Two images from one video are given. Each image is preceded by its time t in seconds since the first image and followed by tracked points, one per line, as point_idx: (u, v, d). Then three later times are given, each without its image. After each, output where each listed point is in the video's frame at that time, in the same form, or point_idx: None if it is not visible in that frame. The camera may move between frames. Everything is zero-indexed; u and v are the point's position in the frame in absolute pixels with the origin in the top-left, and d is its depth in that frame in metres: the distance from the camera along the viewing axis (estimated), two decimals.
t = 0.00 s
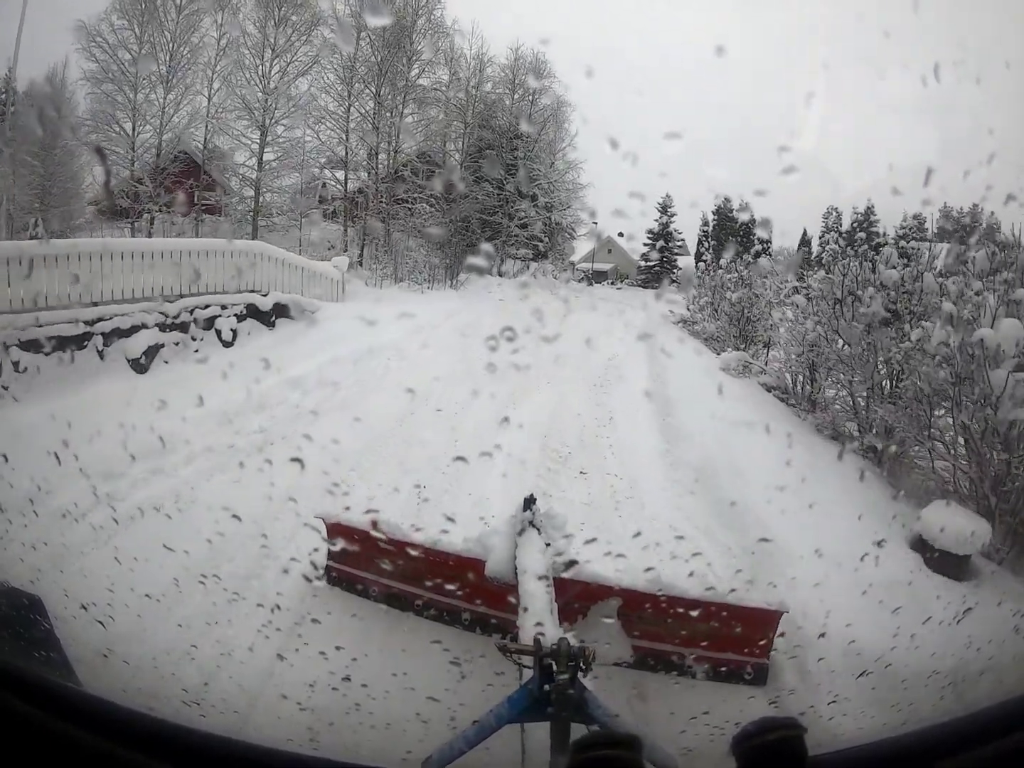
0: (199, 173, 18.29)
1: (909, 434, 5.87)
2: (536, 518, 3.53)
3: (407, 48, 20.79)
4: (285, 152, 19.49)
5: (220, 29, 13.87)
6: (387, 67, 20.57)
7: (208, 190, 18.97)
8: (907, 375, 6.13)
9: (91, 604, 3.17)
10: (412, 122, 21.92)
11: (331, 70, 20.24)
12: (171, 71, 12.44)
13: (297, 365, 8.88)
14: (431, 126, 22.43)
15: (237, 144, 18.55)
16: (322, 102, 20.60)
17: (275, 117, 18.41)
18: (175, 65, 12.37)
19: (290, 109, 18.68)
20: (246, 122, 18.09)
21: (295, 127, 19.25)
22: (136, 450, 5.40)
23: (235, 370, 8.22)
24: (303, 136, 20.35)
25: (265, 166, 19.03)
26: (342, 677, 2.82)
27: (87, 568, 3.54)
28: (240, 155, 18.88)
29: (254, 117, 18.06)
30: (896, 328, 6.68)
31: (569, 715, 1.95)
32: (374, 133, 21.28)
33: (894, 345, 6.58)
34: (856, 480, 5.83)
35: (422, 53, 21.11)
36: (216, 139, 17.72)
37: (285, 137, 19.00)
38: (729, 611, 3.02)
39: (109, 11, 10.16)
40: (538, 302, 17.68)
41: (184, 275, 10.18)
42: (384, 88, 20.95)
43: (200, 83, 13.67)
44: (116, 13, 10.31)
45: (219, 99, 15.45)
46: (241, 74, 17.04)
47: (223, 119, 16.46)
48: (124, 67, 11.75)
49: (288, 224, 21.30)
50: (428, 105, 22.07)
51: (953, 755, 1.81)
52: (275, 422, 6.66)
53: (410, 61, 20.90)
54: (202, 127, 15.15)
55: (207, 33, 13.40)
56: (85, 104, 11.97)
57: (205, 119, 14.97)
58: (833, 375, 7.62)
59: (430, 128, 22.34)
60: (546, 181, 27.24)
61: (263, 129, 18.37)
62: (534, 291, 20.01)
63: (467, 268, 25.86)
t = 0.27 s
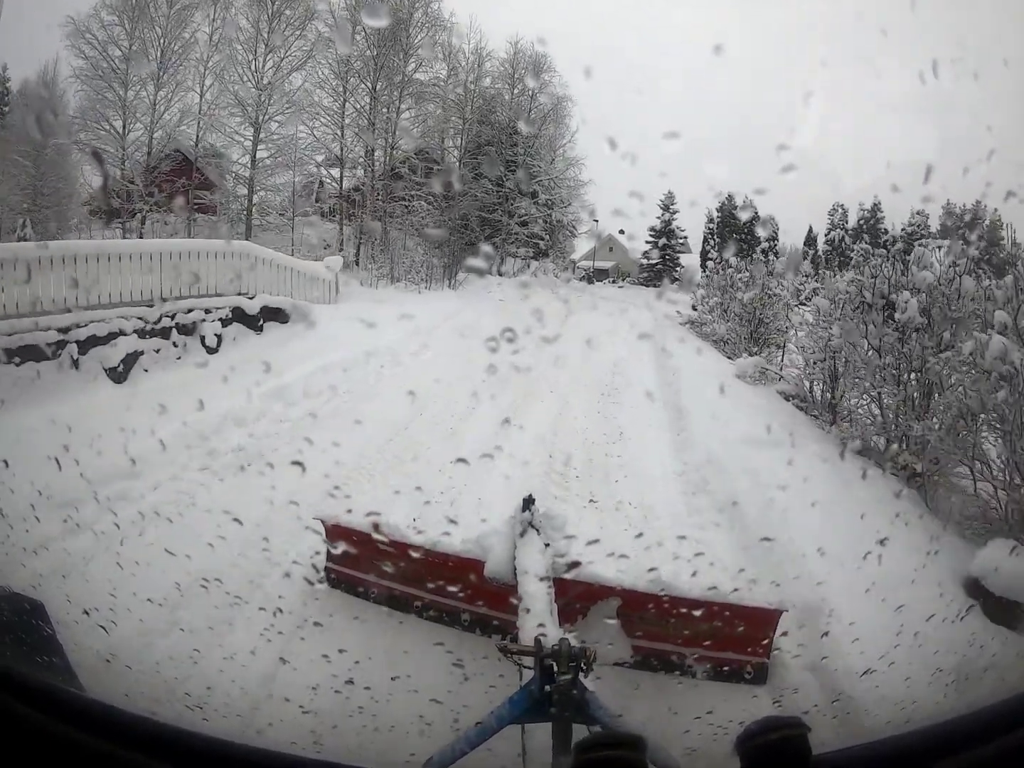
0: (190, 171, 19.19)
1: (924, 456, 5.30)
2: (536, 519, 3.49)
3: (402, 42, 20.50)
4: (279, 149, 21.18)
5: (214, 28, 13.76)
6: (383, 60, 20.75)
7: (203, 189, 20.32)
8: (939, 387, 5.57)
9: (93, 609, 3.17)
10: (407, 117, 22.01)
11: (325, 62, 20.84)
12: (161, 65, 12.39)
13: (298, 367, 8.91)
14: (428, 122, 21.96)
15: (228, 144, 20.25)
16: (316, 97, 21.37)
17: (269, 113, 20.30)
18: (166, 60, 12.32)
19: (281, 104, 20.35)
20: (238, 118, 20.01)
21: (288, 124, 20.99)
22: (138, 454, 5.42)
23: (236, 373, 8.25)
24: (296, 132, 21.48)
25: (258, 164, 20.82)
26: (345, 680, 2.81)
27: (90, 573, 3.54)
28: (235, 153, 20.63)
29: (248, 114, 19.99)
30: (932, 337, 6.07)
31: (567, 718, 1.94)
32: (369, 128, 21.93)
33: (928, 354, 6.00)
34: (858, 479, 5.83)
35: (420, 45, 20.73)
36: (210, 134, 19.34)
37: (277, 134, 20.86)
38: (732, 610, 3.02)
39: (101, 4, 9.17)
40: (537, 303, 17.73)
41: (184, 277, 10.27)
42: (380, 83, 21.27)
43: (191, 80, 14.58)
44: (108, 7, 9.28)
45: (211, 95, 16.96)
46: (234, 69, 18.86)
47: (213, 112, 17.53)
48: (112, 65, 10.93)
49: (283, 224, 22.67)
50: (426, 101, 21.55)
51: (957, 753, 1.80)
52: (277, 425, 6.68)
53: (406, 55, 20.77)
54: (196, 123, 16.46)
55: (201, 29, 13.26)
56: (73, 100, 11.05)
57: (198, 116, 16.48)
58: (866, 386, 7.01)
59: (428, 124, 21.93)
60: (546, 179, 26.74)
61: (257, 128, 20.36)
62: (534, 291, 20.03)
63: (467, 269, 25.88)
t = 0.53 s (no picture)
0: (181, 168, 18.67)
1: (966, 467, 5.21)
2: (529, 518, 3.53)
3: (399, 36, 20.24)
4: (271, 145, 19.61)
5: (205, 21, 13.57)
6: (380, 54, 20.08)
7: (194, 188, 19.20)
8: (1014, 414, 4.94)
9: (92, 608, 3.17)
10: (405, 114, 21.49)
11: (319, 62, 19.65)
12: (151, 61, 12.35)
13: (297, 366, 8.91)
14: (426, 117, 21.83)
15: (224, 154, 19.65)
16: (310, 93, 20.01)
17: (262, 109, 18.78)
18: (156, 55, 12.21)
19: (277, 100, 18.95)
20: (230, 113, 18.38)
21: (281, 120, 19.44)
22: (138, 453, 5.41)
23: (235, 372, 8.24)
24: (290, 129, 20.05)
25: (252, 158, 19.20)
26: (344, 679, 2.81)
27: (88, 572, 3.54)
28: (226, 149, 19.04)
29: (240, 110, 18.43)
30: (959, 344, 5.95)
31: (549, 720, 1.92)
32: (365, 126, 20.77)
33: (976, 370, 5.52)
34: (857, 478, 5.82)
35: (415, 38, 20.58)
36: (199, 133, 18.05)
37: (271, 130, 19.30)
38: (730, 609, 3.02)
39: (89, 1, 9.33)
40: (537, 302, 17.72)
41: (184, 277, 10.29)
42: (376, 78, 20.53)
43: (181, 74, 14.77)
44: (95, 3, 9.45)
45: (202, 92, 17.07)
46: (225, 64, 17.52)
47: (207, 111, 17.46)
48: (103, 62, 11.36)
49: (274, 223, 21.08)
50: (422, 95, 21.57)
51: (955, 754, 1.80)
52: (276, 423, 6.68)
53: (403, 49, 20.45)
54: (189, 119, 17.00)
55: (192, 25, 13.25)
56: (62, 98, 11.62)
57: (189, 112, 16.78)
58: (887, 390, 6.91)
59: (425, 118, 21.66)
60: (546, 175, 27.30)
61: (250, 123, 18.74)
62: (534, 290, 20.01)
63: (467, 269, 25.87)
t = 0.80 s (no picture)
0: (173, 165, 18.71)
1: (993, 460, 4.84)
2: (525, 515, 3.55)
3: (396, 29, 19.49)
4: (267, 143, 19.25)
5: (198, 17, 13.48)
6: (376, 47, 19.42)
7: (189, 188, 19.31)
8: None
9: (91, 610, 3.16)
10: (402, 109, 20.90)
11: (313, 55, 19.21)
12: (140, 57, 12.49)
13: (295, 366, 8.90)
14: (423, 112, 21.25)
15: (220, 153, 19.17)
16: (304, 88, 19.72)
17: (256, 104, 18.38)
18: (147, 50, 12.34)
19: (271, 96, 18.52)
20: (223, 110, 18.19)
21: (275, 116, 19.07)
22: (136, 455, 5.40)
23: (233, 373, 8.24)
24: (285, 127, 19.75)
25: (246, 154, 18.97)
26: (345, 679, 2.81)
27: (87, 574, 3.53)
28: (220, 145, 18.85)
29: (233, 105, 18.12)
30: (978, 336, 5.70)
31: (548, 718, 1.94)
32: (361, 122, 20.31)
33: None
34: (856, 475, 5.83)
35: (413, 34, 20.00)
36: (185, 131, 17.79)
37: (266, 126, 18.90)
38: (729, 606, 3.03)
39: None
40: (535, 300, 17.71)
41: (181, 279, 10.29)
42: (372, 73, 19.93)
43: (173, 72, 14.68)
44: None
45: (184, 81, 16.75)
46: (218, 58, 17.45)
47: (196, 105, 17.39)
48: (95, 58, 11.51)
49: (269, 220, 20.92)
50: (421, 90, 20.92)
51: (954, 749, 1.80)
52: (275, 424, 6.67)
53: (401, 45, 19.90)
54: (180, 116, 17.28)
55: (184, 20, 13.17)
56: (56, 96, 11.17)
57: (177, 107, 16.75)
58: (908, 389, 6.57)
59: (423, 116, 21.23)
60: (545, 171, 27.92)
61: (243, 118, 18.42)
62: (532, 289, 20.00)
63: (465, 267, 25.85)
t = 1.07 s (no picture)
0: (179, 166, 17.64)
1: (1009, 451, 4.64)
2: (524, 518, 3.56)
3: (395, 21, 19.84)
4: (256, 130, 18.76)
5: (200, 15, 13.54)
6: (375, 41, 19.84)
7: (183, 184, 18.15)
8: None
9: (93, 611, 3.16)
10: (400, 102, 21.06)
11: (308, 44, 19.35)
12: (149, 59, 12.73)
13: (297, 366, 8.93)
14: (422, 105, 21.36)
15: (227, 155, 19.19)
16: (300, 80, 19.96)
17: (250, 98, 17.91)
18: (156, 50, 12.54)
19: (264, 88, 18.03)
20: (217, 104, 17.42)
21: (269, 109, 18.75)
22: (138, 455, 5.40)
23: (235, 373, 8.27)
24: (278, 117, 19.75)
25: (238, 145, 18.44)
26: (348, 680, 2.80)
27: (89, 576, 3.53)
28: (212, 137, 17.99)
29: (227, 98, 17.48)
30: (1003, 328, 5.46)
31: (548, 720, 1.85)
32: (358, 117, 20.75)
33: None
34: (857, 474, 5.83)
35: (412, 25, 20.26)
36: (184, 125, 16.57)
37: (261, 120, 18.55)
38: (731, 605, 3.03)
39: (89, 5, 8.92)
40: (536, 299, 17.76)
41: (183, 280, 10.30)
42: (369, 64, 20.26)
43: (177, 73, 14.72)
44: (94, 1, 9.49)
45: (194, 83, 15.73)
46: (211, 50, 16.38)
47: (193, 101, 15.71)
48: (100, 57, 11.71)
49: (263, 216, 21.24)
50: (419, 82, 21.06)
51: (958, 747, 1.80)
52: (277, 425, 6.69)
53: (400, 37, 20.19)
54: (171, 108, 14.35)
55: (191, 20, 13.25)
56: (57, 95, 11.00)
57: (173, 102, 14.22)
58: (924, 384, 6.31)
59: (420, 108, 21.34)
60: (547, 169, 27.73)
61: (237, 112, 17.85)
62: (532, 288, 20.01)
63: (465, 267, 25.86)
